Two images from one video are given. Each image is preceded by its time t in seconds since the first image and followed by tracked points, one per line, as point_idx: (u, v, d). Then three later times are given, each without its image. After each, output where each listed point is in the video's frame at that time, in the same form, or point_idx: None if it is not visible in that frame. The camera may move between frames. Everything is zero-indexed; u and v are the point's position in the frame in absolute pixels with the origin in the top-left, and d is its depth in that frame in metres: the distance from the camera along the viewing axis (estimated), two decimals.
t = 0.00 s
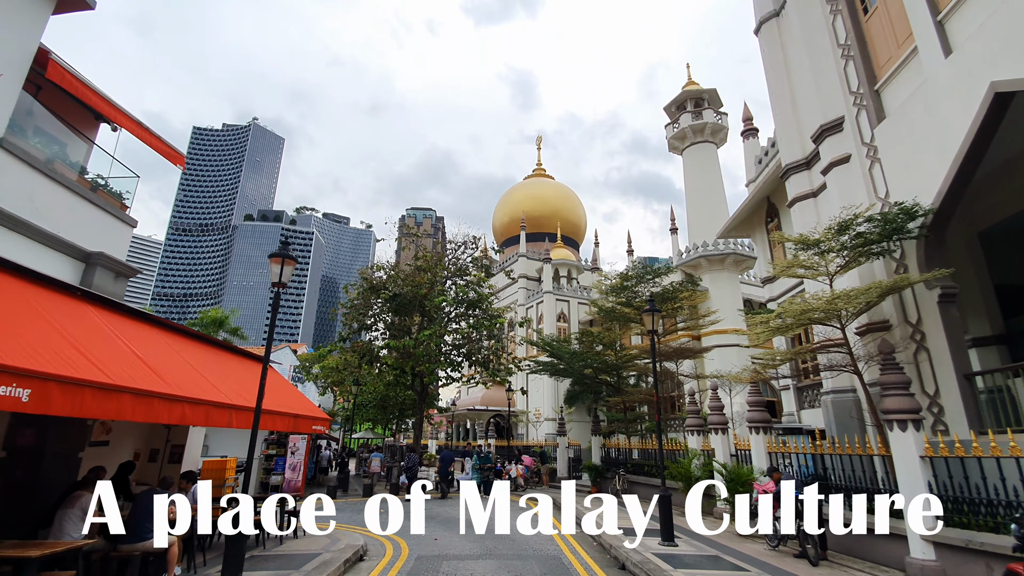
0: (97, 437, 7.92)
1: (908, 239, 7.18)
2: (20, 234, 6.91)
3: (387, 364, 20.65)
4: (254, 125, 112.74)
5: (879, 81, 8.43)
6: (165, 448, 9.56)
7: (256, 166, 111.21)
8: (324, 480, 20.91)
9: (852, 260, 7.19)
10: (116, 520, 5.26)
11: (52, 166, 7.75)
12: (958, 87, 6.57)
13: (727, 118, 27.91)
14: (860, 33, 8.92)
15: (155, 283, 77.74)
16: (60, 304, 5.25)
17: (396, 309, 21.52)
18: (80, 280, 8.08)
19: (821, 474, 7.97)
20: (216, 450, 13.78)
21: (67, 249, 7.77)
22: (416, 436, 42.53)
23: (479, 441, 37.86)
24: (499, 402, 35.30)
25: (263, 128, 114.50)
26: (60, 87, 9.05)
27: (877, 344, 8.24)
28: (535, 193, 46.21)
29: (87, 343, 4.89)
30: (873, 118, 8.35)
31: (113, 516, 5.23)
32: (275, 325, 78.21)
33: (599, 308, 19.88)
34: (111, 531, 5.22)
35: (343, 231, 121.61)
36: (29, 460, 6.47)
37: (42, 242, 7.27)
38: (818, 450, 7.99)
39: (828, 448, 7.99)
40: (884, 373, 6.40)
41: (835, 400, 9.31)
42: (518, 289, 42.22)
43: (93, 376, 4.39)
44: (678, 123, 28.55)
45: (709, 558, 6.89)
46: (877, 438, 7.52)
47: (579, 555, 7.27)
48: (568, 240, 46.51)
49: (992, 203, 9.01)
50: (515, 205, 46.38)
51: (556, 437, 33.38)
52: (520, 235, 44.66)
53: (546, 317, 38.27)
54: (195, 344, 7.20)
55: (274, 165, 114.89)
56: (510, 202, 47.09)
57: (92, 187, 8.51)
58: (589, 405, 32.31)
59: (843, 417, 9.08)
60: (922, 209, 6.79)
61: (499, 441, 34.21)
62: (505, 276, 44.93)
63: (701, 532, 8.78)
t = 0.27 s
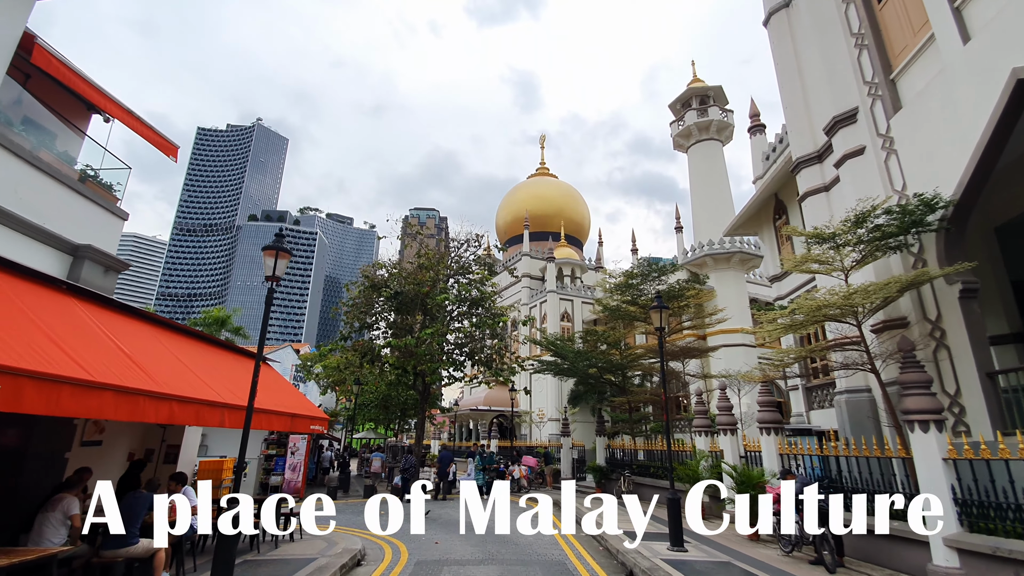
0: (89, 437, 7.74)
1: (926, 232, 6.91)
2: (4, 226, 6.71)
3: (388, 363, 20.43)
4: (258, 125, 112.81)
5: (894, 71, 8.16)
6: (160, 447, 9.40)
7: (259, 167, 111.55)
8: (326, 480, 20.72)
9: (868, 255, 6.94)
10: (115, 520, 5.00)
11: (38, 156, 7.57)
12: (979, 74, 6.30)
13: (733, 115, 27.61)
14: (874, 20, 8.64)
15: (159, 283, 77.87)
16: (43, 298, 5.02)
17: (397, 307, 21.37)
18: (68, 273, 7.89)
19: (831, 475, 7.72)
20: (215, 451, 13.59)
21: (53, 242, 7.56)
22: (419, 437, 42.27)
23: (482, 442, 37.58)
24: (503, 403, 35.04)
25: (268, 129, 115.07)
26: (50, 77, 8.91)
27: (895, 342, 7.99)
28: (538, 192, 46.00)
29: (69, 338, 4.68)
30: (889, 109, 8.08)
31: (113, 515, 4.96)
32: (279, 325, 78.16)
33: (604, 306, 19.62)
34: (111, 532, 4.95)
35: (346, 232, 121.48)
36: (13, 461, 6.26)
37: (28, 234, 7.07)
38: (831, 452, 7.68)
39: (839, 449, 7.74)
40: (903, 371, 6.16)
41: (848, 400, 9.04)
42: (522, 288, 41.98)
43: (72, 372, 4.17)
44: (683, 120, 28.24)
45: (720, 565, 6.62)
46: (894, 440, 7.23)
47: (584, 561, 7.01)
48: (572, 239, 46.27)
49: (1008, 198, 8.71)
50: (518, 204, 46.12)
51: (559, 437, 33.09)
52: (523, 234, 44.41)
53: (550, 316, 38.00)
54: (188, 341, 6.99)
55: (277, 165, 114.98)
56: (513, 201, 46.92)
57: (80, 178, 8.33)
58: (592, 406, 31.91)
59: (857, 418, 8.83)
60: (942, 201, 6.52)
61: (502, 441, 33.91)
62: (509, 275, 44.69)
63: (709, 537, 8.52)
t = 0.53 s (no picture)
0: (81, 434, 7.57)
1: (946, 224, 6.66)
2: None
3: (389, 361, 20.24)
4: (260, 124, 112.80)
5: (910, 59, 7.90)
6: (156, 445, 9.22)
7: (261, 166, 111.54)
8: (327, 479, 20.52)
9: (884, 248, 6.73)
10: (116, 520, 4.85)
11: (27, 144, 7.43)
12: (1000, 58, 6.04)
13: (738, 111, 27.30)
14: (888, 8, 8.41)
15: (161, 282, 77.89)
16: (26, 288, 4.82)
17: (398, 304, 21.19)
18: (56, 264, 7.76)
19: (841, 476, 7.49)
20: (213, 449, 13.43)
21: (41, 233, 7.43)
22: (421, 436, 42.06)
23: (484, 441, 37.36)
24: (505, 402, 34.80)
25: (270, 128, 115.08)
26: (41, 65, 8.81)
27: (912, 338, 7.76)
28: (541, 190, 45.76)
29: (52, 330, 4.48)
30: (905, 97, 7.83)
31: (114, 515, 4.81)
32: (281, 323, 78.07)
33: (608, 304, 19.39)
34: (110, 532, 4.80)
35: (348, 231, 121.37)
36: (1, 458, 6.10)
37: (14, 224, 6.94)
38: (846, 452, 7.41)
39: (849, 449, 7.50)
40: (923, 369, 5.91)
41: (860, 397, 8.80)
42: (524, 286, 41.74)
43: (51, 364, 3.97)
44: (687, 117, 27.95)
45: (729, 569, 6.40)
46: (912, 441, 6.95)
47: (589, 563, 6.80)
48: (575, 237, 46.01)
49: None
50: (521, 202, 45.88)
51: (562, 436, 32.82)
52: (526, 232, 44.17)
53: (552, 314, 37.75)
54: (181, 336, 6.79)
55: (280, 164, 114.88)
56: (515, 199, 46.69)
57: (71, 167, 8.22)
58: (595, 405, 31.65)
59: (871, 417, 8.56)
60: (963, 191, 6.28)
61: (504, 440, 33.68)
62: (511, 273, 44.46)
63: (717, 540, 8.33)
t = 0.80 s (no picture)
0: (73, 430, 7.37)
1: (967, 210, 6.46)
2: None
3: (390, 357, 20.04)
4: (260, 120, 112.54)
5: (928, 41, 7.80)
6: (150, 441, 8.97)
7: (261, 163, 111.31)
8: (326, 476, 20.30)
9: (903, 236, 6.52)
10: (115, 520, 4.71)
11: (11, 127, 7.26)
12: None
13: (741, 105, 27.03)
14: None
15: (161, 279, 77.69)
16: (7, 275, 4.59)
17: (399, 299, 20.96)
18: (41, 251, 7.59)
19: (854, 473, 7.25)
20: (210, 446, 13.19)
21: (25, 219, 7.27)
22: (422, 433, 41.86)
23: (485, 438, 37.16)
24: (506, 398, 34.60)
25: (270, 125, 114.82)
26: (27, 48, 8.64)
27: (929, 330, 7.59)
28: (542, 185, 45.50)
29: (31, 317, 4.25)
30: (922, 81, 7.70)
31: (115, 515, 4.65)
32: (281, 320, 77.88)
33: (611, 299, 19.16)
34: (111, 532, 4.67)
35: (349, 228, 121.13)
36: None
37: None
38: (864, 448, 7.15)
39: (864, 446, 7.25)
40: (945, 360, 5.69)
41: (873, 392, 8.60)
42: (525, 283, 41.50)
43: (26, 353, 3.73)
44: (690, 111, 27.69)
45: (742, 569, 6.16)
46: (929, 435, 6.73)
47: (595, 563, 6.57)
48: (576, 233, 45.77)
49: None
50: (522, 197, 45.62)
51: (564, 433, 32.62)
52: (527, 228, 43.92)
53: (554, 311, 37.54)
54: (172, 328, 6.57)
55: (280, 161, 114.47)
56: (516, 195, 46.42)
57: (56, 151, 8.05)
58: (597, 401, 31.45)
59: (886, 412, 8.37)
60: (986, 175, 6.08)
61: (505, 436, 33.48)
62: (512, 269, 44.21)
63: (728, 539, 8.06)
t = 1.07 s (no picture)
0: (62, 426, 7.15)
1: (988, 196, 6.21)
2: None
3: (389, 351, 19.83)
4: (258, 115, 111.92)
5: (944, 23, 7.55)
6: (143, 438, 8.75)
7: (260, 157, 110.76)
8: (326, 471, 20.15)
9: (919, 224, 6.27)
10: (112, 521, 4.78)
11: None
12: None
13: (744, 96, 26.68)
14: None
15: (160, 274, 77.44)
16: None
17: (398, 293, 20.72)
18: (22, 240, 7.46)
19: (867, 470, 7.05)
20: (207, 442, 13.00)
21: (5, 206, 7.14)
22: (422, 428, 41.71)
23: (486, 432, 37.02)
24: (507, 393, 34.42)
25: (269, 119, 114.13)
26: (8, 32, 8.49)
27: (947, 321, 7.41)
28: (542, 178, 45.17)
29: (7, 309, 4.03)
30: (939, 63, 7.45)
31: (115, 515, 4.75)
32: (281, 315, 77.67)
33: (613, 292, 18.92)
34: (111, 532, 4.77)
35: (348, 222, 120.72)
36: None
37: None
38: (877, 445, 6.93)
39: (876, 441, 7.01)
40: (966, 353, 5.47)
41: (886, 385, 8.39)
42: (526, 277, 41.24)
43: None
44: (692, 102, 27.35)
45: (752, 569, 5.95)
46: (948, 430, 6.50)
47: (600, 562, 6.37)
48: (577, 227, 45.48)
49: None
50: (522, 191, 45.31)
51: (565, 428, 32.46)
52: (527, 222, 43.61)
53: (554, 304, 37.31)
54: (161, 323, 6.35)
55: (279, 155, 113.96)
56: (516, 189, 46.11)
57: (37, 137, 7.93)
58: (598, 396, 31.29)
59: (898, 405, 8.17)
60: (1009, 159, 5.83)
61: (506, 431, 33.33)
62: (512, 263, 43.95)
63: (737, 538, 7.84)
